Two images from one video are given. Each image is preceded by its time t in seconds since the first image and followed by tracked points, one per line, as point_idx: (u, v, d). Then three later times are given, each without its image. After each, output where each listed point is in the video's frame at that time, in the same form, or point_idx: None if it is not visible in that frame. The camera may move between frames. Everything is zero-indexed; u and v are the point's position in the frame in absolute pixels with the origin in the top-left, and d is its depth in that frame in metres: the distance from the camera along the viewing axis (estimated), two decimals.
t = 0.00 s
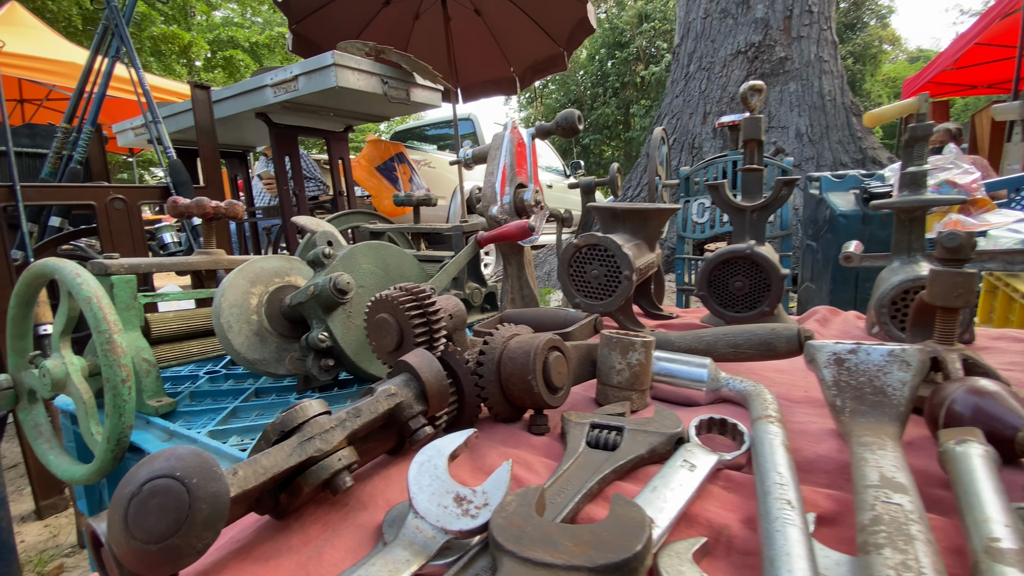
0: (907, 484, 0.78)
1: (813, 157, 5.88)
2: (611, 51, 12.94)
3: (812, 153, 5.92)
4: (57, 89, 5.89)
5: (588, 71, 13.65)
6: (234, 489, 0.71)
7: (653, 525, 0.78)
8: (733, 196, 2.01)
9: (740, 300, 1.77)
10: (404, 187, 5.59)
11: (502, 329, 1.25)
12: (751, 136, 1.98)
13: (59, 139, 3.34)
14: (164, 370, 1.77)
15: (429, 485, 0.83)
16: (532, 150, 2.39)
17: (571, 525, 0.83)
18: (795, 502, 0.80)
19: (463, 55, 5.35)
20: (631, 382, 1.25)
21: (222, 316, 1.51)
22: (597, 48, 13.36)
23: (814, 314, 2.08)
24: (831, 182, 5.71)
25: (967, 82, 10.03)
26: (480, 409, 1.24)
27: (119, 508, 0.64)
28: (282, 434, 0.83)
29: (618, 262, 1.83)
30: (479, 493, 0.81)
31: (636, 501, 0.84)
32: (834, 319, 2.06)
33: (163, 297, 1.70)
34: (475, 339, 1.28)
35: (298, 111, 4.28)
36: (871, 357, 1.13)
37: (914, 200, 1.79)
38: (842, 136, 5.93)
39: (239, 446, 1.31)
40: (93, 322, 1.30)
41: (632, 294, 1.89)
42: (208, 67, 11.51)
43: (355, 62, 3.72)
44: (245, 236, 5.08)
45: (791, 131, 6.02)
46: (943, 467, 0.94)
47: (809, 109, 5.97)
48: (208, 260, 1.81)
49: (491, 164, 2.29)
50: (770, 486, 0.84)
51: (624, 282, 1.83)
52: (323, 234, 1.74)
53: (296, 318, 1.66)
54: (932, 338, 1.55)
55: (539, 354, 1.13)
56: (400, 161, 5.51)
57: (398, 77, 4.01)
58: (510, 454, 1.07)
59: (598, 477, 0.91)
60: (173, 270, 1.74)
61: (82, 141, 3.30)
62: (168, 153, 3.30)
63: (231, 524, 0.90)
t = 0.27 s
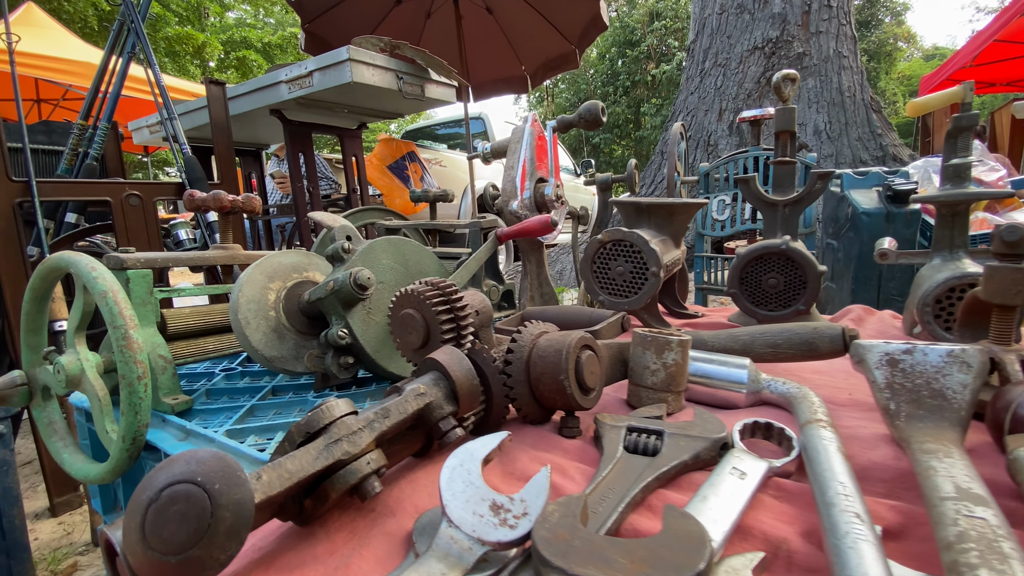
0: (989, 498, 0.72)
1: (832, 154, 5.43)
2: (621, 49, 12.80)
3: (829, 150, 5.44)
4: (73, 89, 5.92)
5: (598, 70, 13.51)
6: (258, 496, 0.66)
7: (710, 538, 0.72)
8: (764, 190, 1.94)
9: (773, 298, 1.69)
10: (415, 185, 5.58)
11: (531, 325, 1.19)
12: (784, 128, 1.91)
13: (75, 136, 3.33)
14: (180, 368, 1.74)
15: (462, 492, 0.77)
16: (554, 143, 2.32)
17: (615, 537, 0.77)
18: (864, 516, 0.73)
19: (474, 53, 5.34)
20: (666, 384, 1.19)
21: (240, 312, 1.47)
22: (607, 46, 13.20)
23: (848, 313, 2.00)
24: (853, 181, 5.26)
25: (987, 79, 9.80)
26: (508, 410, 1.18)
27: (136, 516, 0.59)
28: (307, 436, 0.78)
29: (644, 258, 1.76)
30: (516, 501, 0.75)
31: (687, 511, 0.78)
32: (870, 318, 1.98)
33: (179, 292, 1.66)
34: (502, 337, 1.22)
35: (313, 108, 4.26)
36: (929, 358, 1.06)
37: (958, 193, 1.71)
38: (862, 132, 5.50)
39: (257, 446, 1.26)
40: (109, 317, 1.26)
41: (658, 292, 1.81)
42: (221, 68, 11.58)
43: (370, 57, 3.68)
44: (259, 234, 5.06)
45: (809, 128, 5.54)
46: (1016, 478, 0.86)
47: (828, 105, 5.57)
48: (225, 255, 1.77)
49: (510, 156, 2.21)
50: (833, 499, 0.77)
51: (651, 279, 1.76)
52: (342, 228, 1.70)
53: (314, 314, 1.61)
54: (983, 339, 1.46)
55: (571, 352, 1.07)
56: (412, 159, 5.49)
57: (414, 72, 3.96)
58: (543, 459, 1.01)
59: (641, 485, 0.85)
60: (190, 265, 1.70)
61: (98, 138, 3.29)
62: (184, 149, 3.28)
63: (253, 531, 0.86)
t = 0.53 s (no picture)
0: None
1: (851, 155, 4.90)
2: (633, 48, 12.66)
3: (847, 148, 4.87)
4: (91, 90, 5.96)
5: (607, 69, 13.20)
6: (293, 515, 0.61)
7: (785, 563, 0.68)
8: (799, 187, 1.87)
9: (811, 301, 1.64)
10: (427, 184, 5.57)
11: (565, 329, 1.13)
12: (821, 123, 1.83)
13: (94, 135, 3.33)
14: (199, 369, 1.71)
15: (506, 511, 0.71)
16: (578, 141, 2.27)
17: (672, 561, 0.71)
18: (950, 543, 0.68)
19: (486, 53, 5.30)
20: (709, 392, 1.13)
21: (261, 312, 1.43)
22: (617, 45, 12.93)
23: (886, 316, 1.92)
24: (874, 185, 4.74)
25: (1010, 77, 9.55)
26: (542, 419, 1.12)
27: (163, 537, 0.54)
28: (340, 449, 0.73)
29: (674, 259, 1.69)
30: (565, 522, 0.70)
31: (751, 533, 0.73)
32: (910, 321, 1.90)
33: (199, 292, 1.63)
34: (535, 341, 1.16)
35: (329, 107, 4.24)
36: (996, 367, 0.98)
37: (1007, 191, 1.62)
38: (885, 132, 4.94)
39: (280, 452, 1.21)
40: (129, 318, 1.23)
41: (689, 294, 1.74)
42: (235, 69, 11.65)
43: (386, 55, 3.64)
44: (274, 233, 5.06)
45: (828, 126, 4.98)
46: None
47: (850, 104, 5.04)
48: (244, 254, 1.74)
49: (533, 154, 2.16)
50: (913, 524, 0.71)
51: (682, 281, 1.69)
52: (363, 227, 1.66)
53: (336, 315, 1.57)
54: None
55: (611, 359, 1.01)
56: (423, 159, 5.49)
57: (430, 70, 3.92)
58: (582, 471, 0.96)
59: (694, 504, 0.79)
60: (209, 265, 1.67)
61: (116, 137, 3.28)
62: (201, 148, 3.26)
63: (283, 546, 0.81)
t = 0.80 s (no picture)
0: None
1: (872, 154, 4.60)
2: (645, 47, 12.51)
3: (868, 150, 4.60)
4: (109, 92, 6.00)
5: (617, 69, 12.99)
6: (324, 560, 0.54)
7: None
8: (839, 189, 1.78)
9: (856, 310, 1.56)
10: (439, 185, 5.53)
11: (602, 343, 1.06)
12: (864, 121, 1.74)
13: (111, 137, 3.32)
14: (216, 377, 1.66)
15: (553, 552, 0.64)
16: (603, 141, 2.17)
17: None
18: None
19: (500, 53, 5.23)
20: (758, 412, 1.05)
21: (280, 320, 1.37)
22: (629, 45, 12.77)
23: (932, 326, 1.82)
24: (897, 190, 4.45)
25: None
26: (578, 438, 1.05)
27: None
28: (372, 481, 0.66)
29: (709, 265, 1.60)
30: (621, 567, 0.63)
31: None
32: (958, 332, 1.79)
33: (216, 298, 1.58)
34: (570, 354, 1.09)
35: (344, 107, 4.20)
36: None
37: None
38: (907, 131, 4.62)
39: (299, 469, 1.15)
40: (145, 327, 1.18)
41: (724, 301, 1.66)
42: (249, 71, 11.71)
43: (403, 55, 3.59)
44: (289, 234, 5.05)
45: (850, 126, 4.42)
46: None
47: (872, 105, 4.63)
48: (261, 259, 1.69)
49: (557, 154, 2.04)
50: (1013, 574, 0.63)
51: (717, 288, 1.61)
52: (384, 232, 1.60)
53: (356, 323, 1.52)
54: None
55: (656, 377, 0.93)
56: (435, 160, 5.44)
57: (446, 70, 3.86)
58: (626, 499, 0.88)
59: (760, 543, 0.72)
60: (226, 270, 1.62)
61: (133, 139, 3.27)
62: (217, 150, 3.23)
63: None
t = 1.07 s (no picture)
0: None
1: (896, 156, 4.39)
2: (658, 47, 12.36)
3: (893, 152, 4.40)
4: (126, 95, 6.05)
5: (630, 69, 12.87)
6: None
7: None
8: (878, 190, 1.69)
9: (900, 320, 1.49)
10: (452, 186, 5.50)
11: (638, 356, 0.99)
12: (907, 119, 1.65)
13: (129, 138, 3.32)
14: (231, 385, 1.62)
15: None
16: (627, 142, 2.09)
17: None
18: None
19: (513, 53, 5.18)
20: (806, 433, 0.98)
21: (297, 327, 1.33)
22: (642, 44, 12.67)
23: (977, 336, 1.72)
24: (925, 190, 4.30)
25: None
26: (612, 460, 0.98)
27: None
28: (399, 514, 0.60)
29: (742, 270, 1.53)
30: None
31: None
32: (1005, 341, 1.70)
33: (231, 304, 1.54)
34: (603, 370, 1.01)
35: (359, 109, 4.17)
36: None
37: None
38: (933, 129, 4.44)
39: (316, 485, 1.10)
40: (158, 335, 1.14)
41: (757, 309, 1.58)
42: (264, 73, 11.81)
43: (419, 55, 3.55)
44: (303, 235, 5.04)
45: (872, 125, 4.25)
46: None
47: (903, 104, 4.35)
48: (278, 263, 1.64)
49: (579, 154, 1.97)
50: None
51: (750, 295, 1.53)
52: (403, 236, 1.55)
53: (374, 330, 1.47)
54: None
55: (699, 396, 0.87)
56: (448, 161, 5.41)
57: (462, 69, 3.81)
58: (668, 528, 0.82)
59: None
60: (242, 275, 1.59)
61: (151, 141, 3.27)
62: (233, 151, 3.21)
63: None
